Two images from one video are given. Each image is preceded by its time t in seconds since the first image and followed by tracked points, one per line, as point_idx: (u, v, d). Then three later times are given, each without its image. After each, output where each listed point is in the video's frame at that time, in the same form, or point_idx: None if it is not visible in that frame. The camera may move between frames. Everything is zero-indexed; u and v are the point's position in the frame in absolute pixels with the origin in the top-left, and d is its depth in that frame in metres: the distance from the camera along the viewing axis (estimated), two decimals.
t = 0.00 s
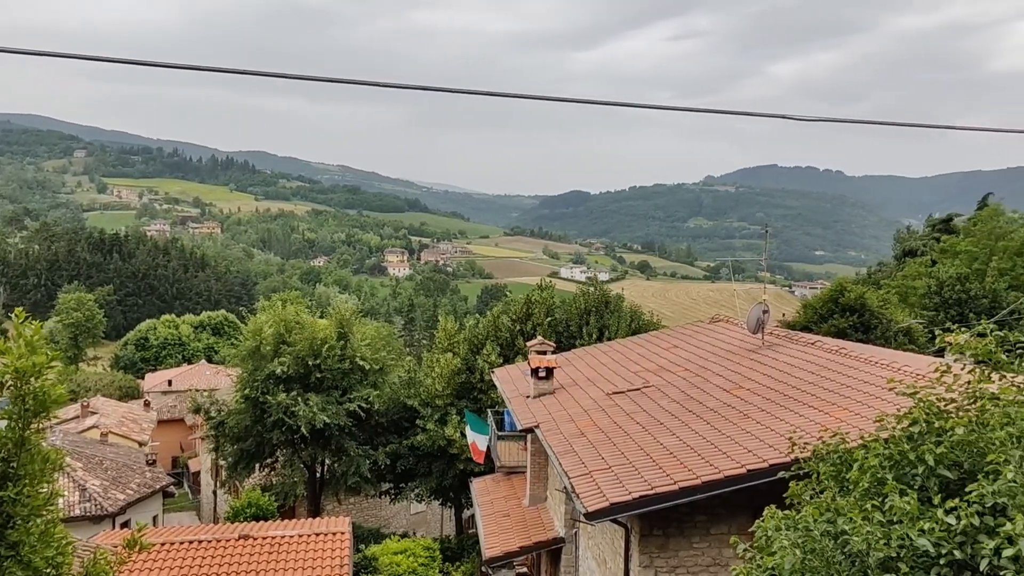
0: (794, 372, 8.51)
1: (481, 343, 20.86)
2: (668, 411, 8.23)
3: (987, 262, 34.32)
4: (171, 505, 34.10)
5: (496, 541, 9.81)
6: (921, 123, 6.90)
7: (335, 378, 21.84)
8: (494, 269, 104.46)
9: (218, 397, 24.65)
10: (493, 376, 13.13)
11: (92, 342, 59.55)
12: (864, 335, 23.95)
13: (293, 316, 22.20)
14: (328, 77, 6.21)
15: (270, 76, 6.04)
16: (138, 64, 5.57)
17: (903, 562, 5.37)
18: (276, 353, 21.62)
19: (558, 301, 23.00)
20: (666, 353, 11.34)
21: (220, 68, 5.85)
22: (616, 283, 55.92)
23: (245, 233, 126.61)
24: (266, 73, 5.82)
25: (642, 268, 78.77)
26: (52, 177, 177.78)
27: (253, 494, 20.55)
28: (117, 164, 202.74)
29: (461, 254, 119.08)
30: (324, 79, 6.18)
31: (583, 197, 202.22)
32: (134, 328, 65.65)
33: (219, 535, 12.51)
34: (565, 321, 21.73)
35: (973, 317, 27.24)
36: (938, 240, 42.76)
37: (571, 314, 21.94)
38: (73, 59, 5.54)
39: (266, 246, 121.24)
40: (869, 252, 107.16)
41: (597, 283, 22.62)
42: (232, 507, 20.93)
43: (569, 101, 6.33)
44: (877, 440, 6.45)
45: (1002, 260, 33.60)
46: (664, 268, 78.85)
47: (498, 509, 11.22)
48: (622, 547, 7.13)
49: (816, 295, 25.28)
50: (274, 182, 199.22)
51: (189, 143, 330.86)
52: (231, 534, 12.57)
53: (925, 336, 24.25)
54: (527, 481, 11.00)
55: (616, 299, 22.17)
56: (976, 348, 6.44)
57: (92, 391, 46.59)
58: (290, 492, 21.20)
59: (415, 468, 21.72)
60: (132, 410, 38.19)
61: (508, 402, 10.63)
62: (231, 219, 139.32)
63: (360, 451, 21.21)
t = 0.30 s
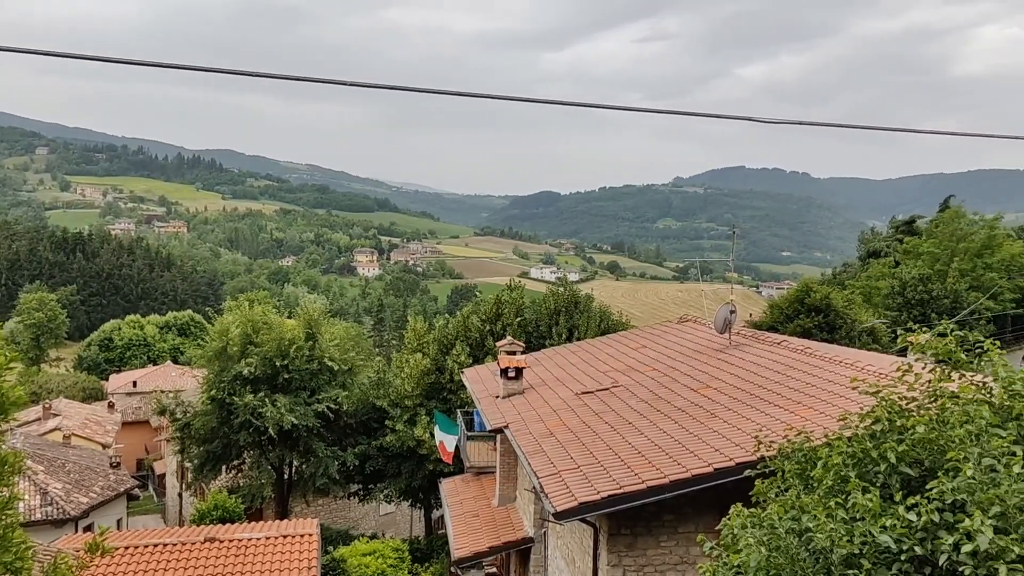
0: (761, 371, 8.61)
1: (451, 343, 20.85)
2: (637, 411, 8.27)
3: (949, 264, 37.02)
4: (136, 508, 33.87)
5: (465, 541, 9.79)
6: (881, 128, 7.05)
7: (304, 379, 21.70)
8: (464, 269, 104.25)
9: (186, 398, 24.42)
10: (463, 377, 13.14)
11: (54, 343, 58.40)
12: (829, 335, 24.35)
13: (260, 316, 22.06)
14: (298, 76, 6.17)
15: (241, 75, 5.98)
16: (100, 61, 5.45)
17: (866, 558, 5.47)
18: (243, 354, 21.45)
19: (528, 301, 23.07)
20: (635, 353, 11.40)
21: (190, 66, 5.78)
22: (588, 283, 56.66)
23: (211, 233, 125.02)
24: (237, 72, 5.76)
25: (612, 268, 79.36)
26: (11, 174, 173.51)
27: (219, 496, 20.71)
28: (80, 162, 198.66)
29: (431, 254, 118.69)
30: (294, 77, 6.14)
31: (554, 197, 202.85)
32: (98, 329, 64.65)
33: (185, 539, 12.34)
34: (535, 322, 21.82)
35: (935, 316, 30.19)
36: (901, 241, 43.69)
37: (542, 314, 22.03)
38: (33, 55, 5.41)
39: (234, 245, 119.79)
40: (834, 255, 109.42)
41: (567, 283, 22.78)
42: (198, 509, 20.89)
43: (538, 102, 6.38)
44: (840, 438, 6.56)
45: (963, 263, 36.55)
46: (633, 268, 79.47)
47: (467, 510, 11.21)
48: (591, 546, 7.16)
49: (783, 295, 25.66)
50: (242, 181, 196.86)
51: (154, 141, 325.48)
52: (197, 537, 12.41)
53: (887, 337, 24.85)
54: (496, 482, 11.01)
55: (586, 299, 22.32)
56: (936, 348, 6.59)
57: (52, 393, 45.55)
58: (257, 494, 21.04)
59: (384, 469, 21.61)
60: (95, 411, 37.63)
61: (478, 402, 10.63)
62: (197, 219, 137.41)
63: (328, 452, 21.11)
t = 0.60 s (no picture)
0: (726, 371, 8.72)
1: (420, 344, 20.80)
2: (606, 411, 8.32)
3: (912, 265, 38.06)
4: (99, 512, 33.44)
5: (434, 542, 9.76)
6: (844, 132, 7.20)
7: (271, 380, 21.50)
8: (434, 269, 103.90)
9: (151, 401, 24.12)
10: (432, 378, 13.09)
11: (13, 344, 57.15)
12: (794, 335, 24.79)
13: (226, 316, 21.85)
14: (267, 75, 6.17)
15: (209, 73, 5.97)
16: (62, 58, 5.36)
17: (830, 555, 5.55)
18: (209, 355, 21.22)
19: (497, 302, 23.26)
20: (603, 353, 11.47)
21: (158, 64, 5.76)
22: (558, 284, 56.99)
23: (177, 233, 123.21)
24: (206, 70, 5.76)
25: (581, 269, 79.68)
26: None
27: (184, 500, 19.95)
28: (40, 160, 194.23)
29: (400, 253, 118.24)
30: (262, 76, 6.13)
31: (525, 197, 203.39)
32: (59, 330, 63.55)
33: (149, 542, 12.19)
34: (504, 322, 22.09)
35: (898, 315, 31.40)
36: (865, 243, 44.64)
37: (511, 314, 22.36)
38: None
39: (200, 245, 118.21)
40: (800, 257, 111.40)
41: (537, 284, 23.08)
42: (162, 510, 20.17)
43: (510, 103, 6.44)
44: (804, 437, 6.66)
45: (925, 264, 37.44)
46: (603, 268, 80.00)
47: (436, 511, 11.18)
48: (560, 546, 7.18)
49: (751, 294, 26.04)
50: (209, 180, 194.32)
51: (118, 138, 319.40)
52: (161, 541, 12.25)
53: (853, 335, 25.45)
54: (465, 482, 11.00)
55: (555, 300, 22.73)
56: (898, 347, 6.75)
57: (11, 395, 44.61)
58: (223, 496, 20.84)
59: (353, 470, 21.48)
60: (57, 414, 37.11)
61: (446, 403, 10.62)
62: (163, 218, 135.31)
63: (295, 454, 20.97)
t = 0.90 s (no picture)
0: (692, 370, 8.81)
1: (388, 344, 20.71)
2: (574, 410, 8.34)
3: (875, 265, 38.85)
4: (59, 516, 32.87)
5: (401, 543, 9.73)
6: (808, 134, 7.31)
7: (236, 381, 21.31)
8: (401, 269, 103.17)
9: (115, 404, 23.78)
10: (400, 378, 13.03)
11: None
12: (760, 334, 25.16)
13: (191, 317, 21.54)
14: (230, 72, 6.09)
15: (169, 70, 5.85)
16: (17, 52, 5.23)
17: (793, 552, 5.62)
18: (173, 356, 20.92)
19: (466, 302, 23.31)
20: (571, 353, 11.51)
21: (119, 61, 5.61)
22: (528, 284, 57.06)
23: (142, 232, 121.10)
24: (169, 68, 5.65)
25: (550, 269, 79.73)
26: None
27: (147, 504, 19.65)
28: None
29: (366, 253, 117.36)
30: (226, 75, 6.04)
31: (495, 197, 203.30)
32: (18, 331, 62.25)
33: (110, 547, 11.99)
34: (472, 322, 21.97)
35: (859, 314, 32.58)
36: (829, 244, 45.32)
37: (480, 314, 22.27)
38: None
39: (164, 245, 116.37)
40: (767, 258, 113.15)
41: (506, 284, 23.16)
42: (125, 514, 19.86)
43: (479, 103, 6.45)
44: (768, 435, 6.74)
45: (888, 264, 38.25)
46: (572, 268, 80.27)
47: (404, 512, 11.15)
48: (527, 546, 7.20)
49: (717, 294, 26.32)
50: (175, 178, 191.27)
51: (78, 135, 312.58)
52: (123, 545, 12.06)
53: (816, 335, 26.08)
54: (433, 483, 11.01)
55: (524, 300, 22.83)
56: (860, 347, 6.86)
57: None
58: (188, 499, 20.61)
59: (320, 472, 21.41)
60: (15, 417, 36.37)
61: (414, 404, 10.59)
62: (127, 218, 132.94)
63: (261, 456, 20.81)
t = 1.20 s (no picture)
0: (658, 370, 8.90)
1: (355, 344, 20.71)
2: (541, 410, 8.37)
3: (837, 266, 39.58)
4: (18, 521, 32.28)
5: (369, 544, 9.71)
6: (774, 136, 7.38)
7: (201, 382, 21.07)
8: (368, 269, 102.25)
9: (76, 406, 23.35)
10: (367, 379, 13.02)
11: None
12: (726, 333, 25.63)
13: (155, 318, 21.18)
14: (192, 71, 5.94)
15: (133, 67, 5.69)
16: None
17: (757, 548, 5.69)
18: (136, 357, 20.60)
19: (435, 302, 23.38)
20: (539, 352, 11.56)
21: (79, 56, 5.42)
22: (498, 284, 57.03)
23: (104, 232, 118.63)
24: (132, 64, 5.49)
25: (518, 269, 79.52)
26: None
27: (109, 508, 19.40)
28: None
29: (334, 253, 116.41)
30: (190, 73, 5.88)
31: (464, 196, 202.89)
32: None
33: (71, 551, 11.78)
34: (440, 322, 22.11)
35: (825, 313, 34.09)
36: (793, 245, 45.98)
37: (448, 315, 22.39)
38: None
39: (127, 245, 114.28)
40: (732, 259, 115.23)
41: (474, 284, 23.27)
42: (86, 518, 19.58)
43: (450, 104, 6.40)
44: (733, 433, 6.83)
45: (850, 264, 39.06)
46: (540, 268, 80.43)
47: (371, 513, 11.11)
48: (495, 545, 7.22)
49: (684, 294, 26.60)
50: (138, 177, 187.75)
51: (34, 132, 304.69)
52: (84, 550, 11.86)
53: (778, 334, 26.61)
54: (400, 483, 10.99)
55: (492, 300, 22.94)
56: (822, 346, 7.00)
57: None
58: (151, 503, 20.37)
59: (285, 474, 21.39)
60: None
61: (381, 404, 10.53)
62: (88, 217, 130.19)
63: (226, 458, 20.67)
